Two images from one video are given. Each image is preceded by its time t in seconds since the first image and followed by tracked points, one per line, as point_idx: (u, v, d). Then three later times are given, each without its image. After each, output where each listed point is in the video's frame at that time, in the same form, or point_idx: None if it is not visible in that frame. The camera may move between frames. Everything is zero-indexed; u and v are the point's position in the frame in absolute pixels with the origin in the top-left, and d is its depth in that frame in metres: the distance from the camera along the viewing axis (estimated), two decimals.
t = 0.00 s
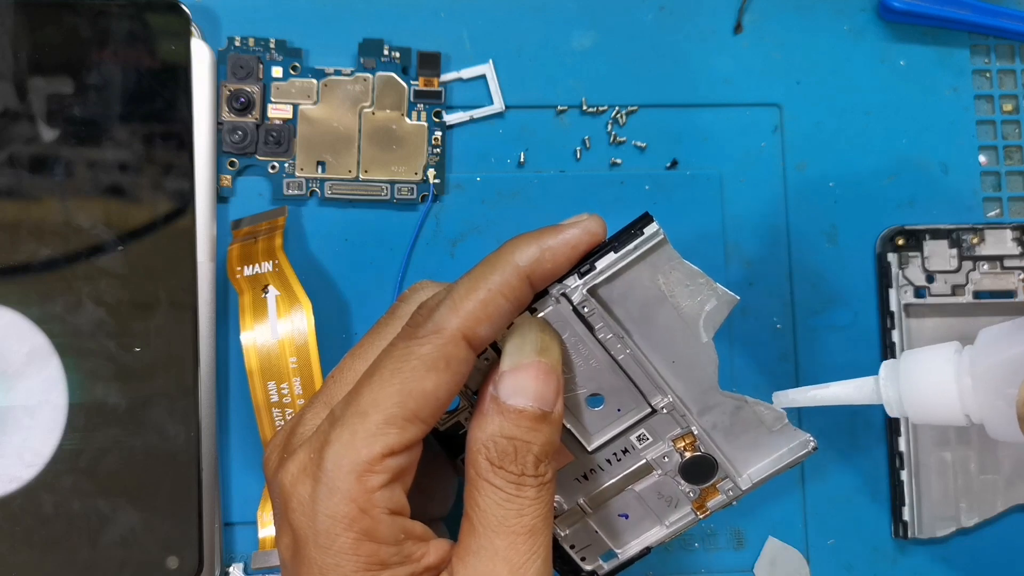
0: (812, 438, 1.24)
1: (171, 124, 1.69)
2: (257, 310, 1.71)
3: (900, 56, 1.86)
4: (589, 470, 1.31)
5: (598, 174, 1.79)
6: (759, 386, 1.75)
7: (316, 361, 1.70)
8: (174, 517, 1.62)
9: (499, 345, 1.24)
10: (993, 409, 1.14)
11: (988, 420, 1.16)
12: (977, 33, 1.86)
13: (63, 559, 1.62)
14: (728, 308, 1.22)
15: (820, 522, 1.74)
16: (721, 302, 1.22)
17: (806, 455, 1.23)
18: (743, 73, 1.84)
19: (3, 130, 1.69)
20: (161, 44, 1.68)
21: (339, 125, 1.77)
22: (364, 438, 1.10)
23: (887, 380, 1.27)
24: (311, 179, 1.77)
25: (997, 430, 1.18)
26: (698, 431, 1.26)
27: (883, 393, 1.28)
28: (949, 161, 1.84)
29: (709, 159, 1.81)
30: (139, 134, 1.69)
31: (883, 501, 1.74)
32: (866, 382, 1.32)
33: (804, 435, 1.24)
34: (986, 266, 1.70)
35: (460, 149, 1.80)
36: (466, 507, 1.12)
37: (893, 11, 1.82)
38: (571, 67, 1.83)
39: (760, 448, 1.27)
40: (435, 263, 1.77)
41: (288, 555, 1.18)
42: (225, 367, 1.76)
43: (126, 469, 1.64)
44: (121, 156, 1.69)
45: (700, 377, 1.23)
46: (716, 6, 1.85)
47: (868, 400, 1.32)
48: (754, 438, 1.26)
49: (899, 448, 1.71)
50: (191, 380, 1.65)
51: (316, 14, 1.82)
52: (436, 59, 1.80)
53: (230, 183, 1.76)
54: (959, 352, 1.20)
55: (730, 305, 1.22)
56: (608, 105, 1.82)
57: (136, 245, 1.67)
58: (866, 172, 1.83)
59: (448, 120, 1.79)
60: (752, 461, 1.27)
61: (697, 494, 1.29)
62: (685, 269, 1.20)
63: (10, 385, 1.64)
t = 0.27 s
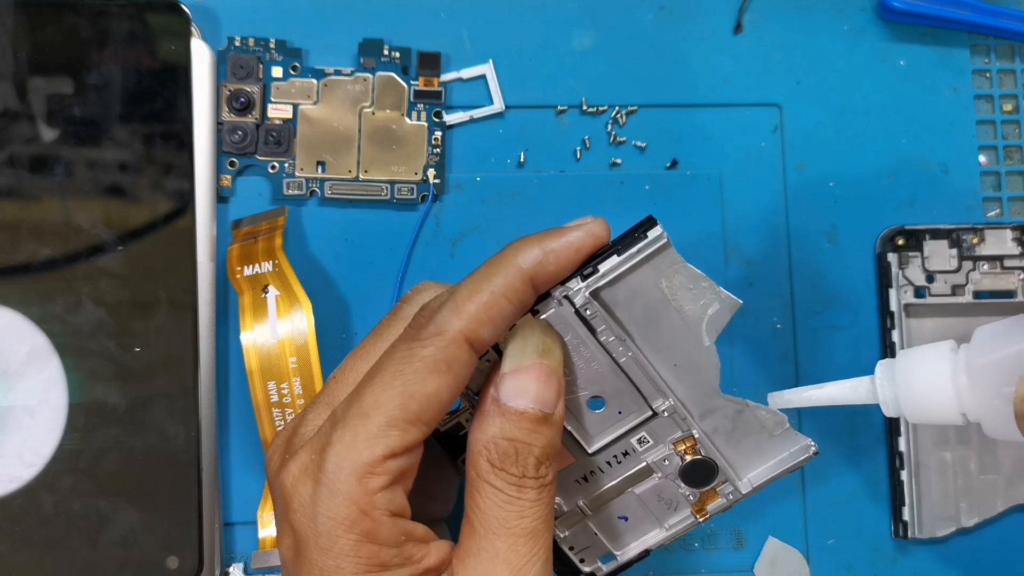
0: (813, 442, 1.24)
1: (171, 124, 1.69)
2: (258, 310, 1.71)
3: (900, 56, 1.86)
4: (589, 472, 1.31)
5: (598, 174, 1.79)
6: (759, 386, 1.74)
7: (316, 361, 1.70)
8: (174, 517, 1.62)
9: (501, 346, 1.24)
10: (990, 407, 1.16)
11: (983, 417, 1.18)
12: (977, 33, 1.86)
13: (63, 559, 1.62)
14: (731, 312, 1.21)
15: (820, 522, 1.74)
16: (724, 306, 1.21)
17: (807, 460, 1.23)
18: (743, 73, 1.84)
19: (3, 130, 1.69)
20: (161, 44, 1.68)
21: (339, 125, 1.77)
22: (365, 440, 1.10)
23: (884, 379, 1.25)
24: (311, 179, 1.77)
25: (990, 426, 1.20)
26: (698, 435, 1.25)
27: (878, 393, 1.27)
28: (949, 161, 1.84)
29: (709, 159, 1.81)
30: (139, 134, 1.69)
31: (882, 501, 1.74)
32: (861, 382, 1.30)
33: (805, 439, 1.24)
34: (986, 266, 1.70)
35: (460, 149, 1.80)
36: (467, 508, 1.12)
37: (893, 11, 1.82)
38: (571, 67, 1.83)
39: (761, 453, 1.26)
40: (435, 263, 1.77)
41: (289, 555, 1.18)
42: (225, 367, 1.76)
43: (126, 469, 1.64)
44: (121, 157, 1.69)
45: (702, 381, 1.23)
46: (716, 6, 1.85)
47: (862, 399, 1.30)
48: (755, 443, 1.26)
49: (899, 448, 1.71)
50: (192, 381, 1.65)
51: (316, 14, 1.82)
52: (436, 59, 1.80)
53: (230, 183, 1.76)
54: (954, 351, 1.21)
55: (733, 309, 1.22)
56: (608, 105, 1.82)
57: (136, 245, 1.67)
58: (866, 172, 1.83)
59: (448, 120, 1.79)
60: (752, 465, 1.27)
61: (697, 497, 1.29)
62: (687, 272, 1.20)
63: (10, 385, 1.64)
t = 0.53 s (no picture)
0: (818, 446, 1.24)
1: (171, 124, 1.69)
2: (258, 310, 1.71)
3: (900, 56, 1.86)
4: (592, 474, 1.30)
5: (598, 174, 1.79)
6: (758, 385, 1.74)
7: (316, 361, 1.70)
8: (174, 517, 1.62)
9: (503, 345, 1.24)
10: (998, 406, 1.12)
11: (992, 417, 1.14)
12: (977, 33, 1.86)
13: (63, 559, 1.62)
14: (734, 313, 1.22)
15: (819, 522, 1.74)
16: (727, 307, 1.22)
17: (812, 464, 1.23)
18: (742, 73, 1.84)
19: (3, 130, 1.69)
20: (161, 44, 1.69)
21: (339, 125, 1.77)
22: (365, 436, 1.10)
23: (888, 378, 1.22)
24: (311, 179, 1.77)
25: (999, 428, 1.16)
26: (702, 437, 1.26)
27: (882, 392, 1.24)
28: (949, 161, 1.84)
29: (709, 159, 1.81)
30: (139, 134, 1.69)
31: (882, 502, 1.74)
32: (865, 381, 1.26)
33: (810, 443, 1.24)
34: (986, 266, 1.70)
35: (460, 149, 1.80)
36: (467, 508, 1.12)
37: (893, 11, 1.82)
38: (571, 67, 1.83)
39: (766, 456, 1.26)
40: (435, 263, 1.77)
41: (287, 550, 1.18)
42: (225, 367, 1.76)
43: (126, 469, 1.64)
44: (121, 157, 1.69)
45: (705, 382, 1.24)
46: (716, 6, 1.85)
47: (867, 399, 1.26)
48: (759, 446, 1.26)
49: (899, 448, 1.71)
50: (192, 380, 1.65)
51: (316, 14, 1.82)
52: (436, 59, 1.80)
53: (230, 183, 1.76)
54: (961, 348, 1.17)
55: (737, 310, 1.21)
56: (608, 105, 1.82)
57: (137, 245, 1.67)
58: (867, 172, 1.83)
59: (448, 120, 1.79)
60: (756, 468, 1.27)
61: (701, 499, 1.29)
62: (690, 273, 1.20)
63: (10, 385, 1.64)
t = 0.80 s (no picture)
0: (819, 451, 1.24)
1: (171, 124, 1.69)
2: (257, 310, 1.71)
3: (900, 56, 1.86)
4: (594, 477, 1.30)
5: (598, 174, 1.79)
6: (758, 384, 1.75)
7: (316, 362, 1.70)
8: (174, 517, 1.62)
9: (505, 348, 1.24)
10: (972, 402, 1.07)
11: (965, 414, 1.09)
12: (977, 33, 1.86)
13: (63, 559, 1.62)
14: (736, 318, 1.21)
15: (820, 521, 1.74)
16: (729, 312, 1.22)
17: (813, 468, 1.24)
18: (742, 73, 1.84)
19: (3, 130, 1.69)
20: (161, 44, 1.68)
21: (339, 125, 1.77)
22: (367, 437, 1.11)
23: (864, 375, 1.17)
24: (311, 179, 1.77)
25: (973, 424, 1.11)
26: (704, 441, 1.26)
27: (857, 389, 1.18)
28: (949, 161, 1.84)
29: (709, 159, 1.81)
30: (139, 134, 1.69)
31: (882, 501, 1.74)
32: (841, 378, 1.23)
33: (812, 447, 1.24)
34: (986, 266, 1.70)
35: (460, 149, 1.80)
36: (469, 510, 1.12)
37: (893, 11, 1.82)
38: (571, 67, 1.83)
39: (766, 460, 1.27)
40: (434, 263, 1.77)
41: (289, 550, 1.19)
42: (225, 367, 1.76)
43: (126, 469, 1.64)
44: (121, 157, 1.69)
45: (706, 386, 1.24)
46: (716, 6, 1.85)
47: (842, 396, 1.23)
48: (760, 450, 1.26)
49: (899, 448, 1.71)
50: (191, 380, 1.65)
51: (316, 13, 1.82)
52: (436, 59, 1.80)
53: (230, 183, 1.76)
54: (935, 344, 1.11)
55: (739, 315, 1.22)
56: (608, 105, 1.82)
57: (136, 245, 1.67)
58: (867, 172, 1.83)
59: (448, 120, 1.79)
60: (757, 473, 1.28)
61: (702, 503, 1.29)
62: (693, 277, 1.20)
63: (10, 385, 1.64)
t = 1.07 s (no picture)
0: (824, 453, 1.25)
1: (171, 124, 1.69)
2: (258, 310, 1.71)
3: (900, 56, 1.86)
4: (598, 478, 1.30)
5: (598, 174, 1.79)
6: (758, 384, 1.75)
7: (316, 362, 1.70)
8: (174, 517, 1.62)
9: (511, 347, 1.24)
10: (955, 396, 1.04)
11: (949, 408, 1.06)
12: (977, 33, 1.86)
13: (63, 559, 1.62)
14: (743, 320, 1.21)
15: (820, 521, 1.74)
16: (736, 313, 1.21)
17: (817, 470, 1.24)
18: (742, 73, 1.84)
19: (3, 130, 1.69)
20: (161, 44, 1.68)
21: (339, 125, 1.77)
22: (374, 435, 1.11)
23: (846, 369, 1.14)
24: (311, 179, 1.77)
25: (959, 419, 1.07)
26: (709, 442, 1.26)
27: (840, 382, 1.16)
28: (949, 161, 1.84)
29: (709, 159, 1.81)
30: (139, 134, 1.69)
31: (882, 501, 1.74)
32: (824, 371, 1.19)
33: (816, 449, 1.25)
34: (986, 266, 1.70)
35: (460, 149, 1.80)
36: (474, 509, 1.12)
37: (893, 11, 1.82)
38: (571, 67, 1.83)
39: (771, 462, 1.27)
40: (434, 263, 1.77)
41: (294, 547, 1.18)
42: (225, 367, 1.76)
43: (126, 469, 1.63)
44: (121, 157, 1.69)
45: (712, 388, 1.24)
46: (716, 6, 1.85)
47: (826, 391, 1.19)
48: (765, 452, 1.26)
49: (899, 448, 1.71)
50: (191, 380, 1.65)
51: (316, 13, 1.82)
52: (436, 59, 1.80)
53: (230, 183, 1.76)
54: (918, 338, 1.08)
55: (745, 316, 1.21)
56: (608, 105, 1.82)
57: (136, 245, 1.67)
58: (867, 172, 1.83)
59: (448, 120, 1.79)
60: (762, 474, 1.28)
61: (706, 505, 1.29)
62: (700, 279, 1.20)
63: (9, 385, 1.64)
